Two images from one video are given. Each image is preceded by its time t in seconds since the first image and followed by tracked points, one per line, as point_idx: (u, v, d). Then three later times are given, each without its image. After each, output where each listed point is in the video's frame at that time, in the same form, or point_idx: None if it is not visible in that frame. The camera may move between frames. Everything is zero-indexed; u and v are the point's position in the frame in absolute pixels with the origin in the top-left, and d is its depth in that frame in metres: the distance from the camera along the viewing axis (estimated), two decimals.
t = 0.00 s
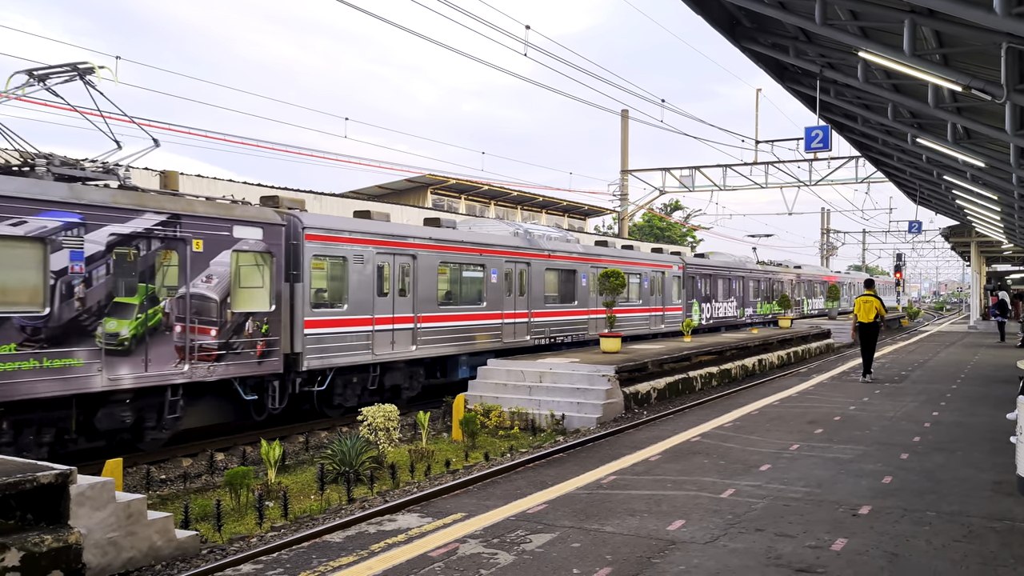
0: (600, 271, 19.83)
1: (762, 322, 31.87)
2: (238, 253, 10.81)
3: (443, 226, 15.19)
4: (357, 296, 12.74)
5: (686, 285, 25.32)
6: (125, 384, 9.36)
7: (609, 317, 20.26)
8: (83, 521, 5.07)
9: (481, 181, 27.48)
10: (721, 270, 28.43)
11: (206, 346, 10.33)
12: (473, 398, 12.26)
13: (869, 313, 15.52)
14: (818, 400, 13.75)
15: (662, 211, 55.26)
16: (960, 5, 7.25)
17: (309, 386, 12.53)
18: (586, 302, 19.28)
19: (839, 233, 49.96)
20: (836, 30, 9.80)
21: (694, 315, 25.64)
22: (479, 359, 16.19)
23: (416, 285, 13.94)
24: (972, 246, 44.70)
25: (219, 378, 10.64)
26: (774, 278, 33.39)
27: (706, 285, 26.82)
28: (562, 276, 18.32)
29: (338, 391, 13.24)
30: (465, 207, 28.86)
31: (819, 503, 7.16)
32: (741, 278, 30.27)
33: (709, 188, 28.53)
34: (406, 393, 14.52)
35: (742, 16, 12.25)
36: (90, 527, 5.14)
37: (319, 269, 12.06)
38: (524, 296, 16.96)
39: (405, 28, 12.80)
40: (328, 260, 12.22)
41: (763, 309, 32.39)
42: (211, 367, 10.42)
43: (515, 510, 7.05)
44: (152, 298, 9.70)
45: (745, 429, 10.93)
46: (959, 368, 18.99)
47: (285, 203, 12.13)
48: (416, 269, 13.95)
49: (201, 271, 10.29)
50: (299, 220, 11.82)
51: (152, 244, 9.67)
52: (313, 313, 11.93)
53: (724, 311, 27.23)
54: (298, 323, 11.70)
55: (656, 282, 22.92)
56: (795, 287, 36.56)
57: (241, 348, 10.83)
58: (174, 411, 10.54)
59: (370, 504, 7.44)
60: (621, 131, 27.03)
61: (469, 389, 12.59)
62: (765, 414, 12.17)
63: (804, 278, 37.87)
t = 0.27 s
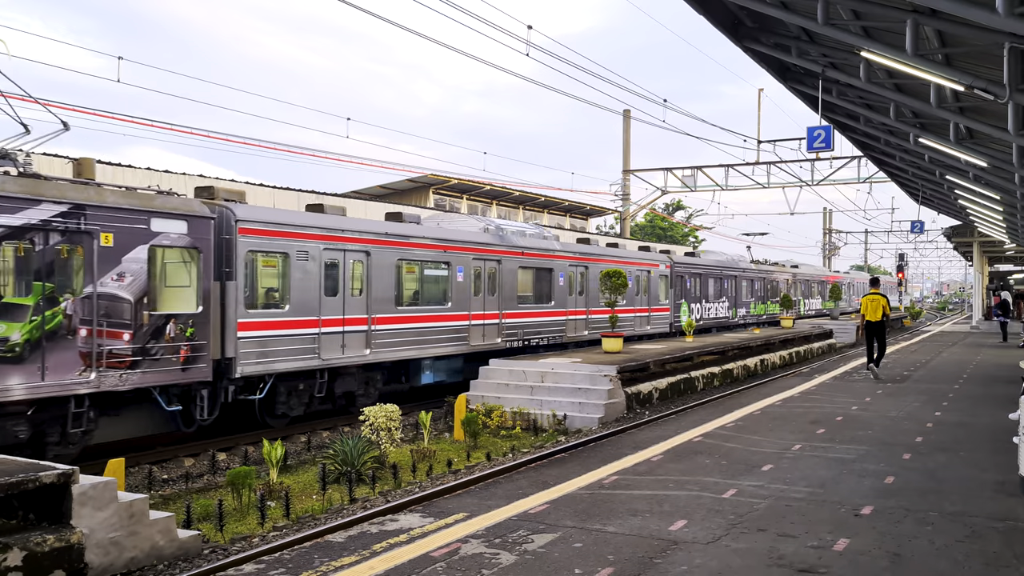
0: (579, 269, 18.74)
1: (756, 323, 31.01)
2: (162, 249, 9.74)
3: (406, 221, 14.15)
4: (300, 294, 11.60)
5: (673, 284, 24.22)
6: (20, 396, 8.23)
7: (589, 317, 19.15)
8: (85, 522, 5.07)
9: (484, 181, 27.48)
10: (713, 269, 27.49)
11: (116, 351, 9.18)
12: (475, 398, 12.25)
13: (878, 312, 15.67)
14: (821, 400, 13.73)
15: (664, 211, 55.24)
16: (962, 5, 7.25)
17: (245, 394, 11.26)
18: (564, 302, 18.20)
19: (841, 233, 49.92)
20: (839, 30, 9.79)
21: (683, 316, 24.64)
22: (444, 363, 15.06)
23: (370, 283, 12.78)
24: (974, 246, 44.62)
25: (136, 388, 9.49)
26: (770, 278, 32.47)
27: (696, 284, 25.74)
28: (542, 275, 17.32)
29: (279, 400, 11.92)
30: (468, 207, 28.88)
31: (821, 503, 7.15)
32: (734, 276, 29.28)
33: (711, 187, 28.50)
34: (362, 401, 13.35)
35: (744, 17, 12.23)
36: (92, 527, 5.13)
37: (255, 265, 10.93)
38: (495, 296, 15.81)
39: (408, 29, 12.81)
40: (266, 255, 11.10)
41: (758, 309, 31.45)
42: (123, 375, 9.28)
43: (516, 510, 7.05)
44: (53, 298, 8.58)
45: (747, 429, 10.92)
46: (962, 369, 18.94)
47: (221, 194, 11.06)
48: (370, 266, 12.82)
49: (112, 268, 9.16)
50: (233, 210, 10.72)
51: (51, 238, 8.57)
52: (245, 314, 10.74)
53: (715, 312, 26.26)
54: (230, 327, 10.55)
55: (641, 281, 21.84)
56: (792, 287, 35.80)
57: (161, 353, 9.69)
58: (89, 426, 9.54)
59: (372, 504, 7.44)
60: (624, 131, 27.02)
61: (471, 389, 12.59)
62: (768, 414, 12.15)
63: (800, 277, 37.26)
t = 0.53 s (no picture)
0: (555, 268, 17.77)
1: (749, 324, 30.27)
2: (70, 243, 8.92)
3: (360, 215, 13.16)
4: (235, 295, 10.64)
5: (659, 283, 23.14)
6: None
7: (566, 319, 18.12)
8: (87, 522, 5.07)
9: (485, 181, 27.48)
10: (704, 269, 26.55)
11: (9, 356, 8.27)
12: (476, 398, 12.26)
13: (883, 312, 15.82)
14: (823, 400, 13.72)
15: (666, 211, 55.25)
16: (964, 6, 7.25)
17: (170, 404, 10.36)
18: (539, 304, 17.21)
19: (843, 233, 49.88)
20: (841, 31, 9.80)
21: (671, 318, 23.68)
22: (404, 369, 14.06)
23: (316, 282, 11.80)
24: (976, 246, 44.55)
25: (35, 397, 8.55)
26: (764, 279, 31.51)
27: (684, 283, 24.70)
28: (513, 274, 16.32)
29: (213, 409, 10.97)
30: (469, 208, 28.88)
31: (823, 504, 7.16)
32: (725, 276, 28.25)
33: (712, 188, 28.49)
34: (309, 409, 12.44)
35: (746, 17, 12.23)
36: (95, 527, 5.12)
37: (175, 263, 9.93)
38: (460, 296, 14.83)
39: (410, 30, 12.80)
40: (192, 252, 10.10)
41: (751, 310, 30.49)
42: (16, 383, 8.34)
43: (517, 511, 7.06)
44: None
45: (749, 429, 10.92)
46: (964, 370, 18.90)
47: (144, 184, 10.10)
48: (317, 264, 11.84)
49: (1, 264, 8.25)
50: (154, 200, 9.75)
51: None
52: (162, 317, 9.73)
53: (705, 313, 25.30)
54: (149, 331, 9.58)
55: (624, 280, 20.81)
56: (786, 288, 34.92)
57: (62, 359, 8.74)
58: None
59: (373, 504, 7.45)
60: (625, 131, 27.01)
61: (473, 389, 12.60)
62: (769, 415, 12.14)
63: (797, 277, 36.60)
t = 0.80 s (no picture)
0: (530, 267, 16.67)
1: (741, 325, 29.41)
2: None
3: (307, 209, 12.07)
4: (166, 295, 9.67)
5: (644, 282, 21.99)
6: None
7: (542, 321, 17.03)
8: (88, 521, 5.07)
9: (486, 181, 27.50)
10: (694, 267, 25.46)
11: None
12: (477, 398, 12.26)
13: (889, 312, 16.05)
14: (823, 401, 13.72)
15: (667, 211, 55.22)
16: (965, 6, 7.25)
17: (78, 415, 9.40)
18: (512, 305, 16.09)
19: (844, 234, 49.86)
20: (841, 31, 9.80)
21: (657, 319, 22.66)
22: (356, 375, 12.88)
23: (253, 281, 10.73)
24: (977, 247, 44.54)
25: None
26: (757, 278, 30.46)
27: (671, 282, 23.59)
28: (484, 273, 15.26)
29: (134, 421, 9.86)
30: (470, 208, 28.90)
31: (823, 504, 7.16)
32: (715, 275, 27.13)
33: (713, 188, 28.48)
34: (248, 419, 11.28)
35: (746, 17, 12.23)
36: (96, 526, 5.12)
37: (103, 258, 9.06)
38: (422, 297, 13.72)
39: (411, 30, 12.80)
40: (113, 248, 9.14)
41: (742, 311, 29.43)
42: None
43: (517, 511, 7.06)
44: None
45: (749, 429, 10.93)
46: (964, 370, 18.88)
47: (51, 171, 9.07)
48: (255, 261, 10.77)
49: None
50: (151, 198, 9.56)
51: None
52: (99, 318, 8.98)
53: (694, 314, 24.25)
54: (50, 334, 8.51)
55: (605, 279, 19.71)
56: (779, 289, 33.88)
57: None
58: None
59: (374, 504, 7.45)
60: (626, 131, 27.02)
61: (473, 389, 12.60)
62: (769, 415, 12.14)
63: (790, 278, 35.76)
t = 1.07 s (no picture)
0: (501, 266, 15.73)
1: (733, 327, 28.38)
2: None
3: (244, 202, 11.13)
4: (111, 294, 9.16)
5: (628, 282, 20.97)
6: None
7: (515, 322, 16.10)
8: (90, 521, 5.07)
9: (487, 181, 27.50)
10: (682, 267, 24.41)
11: None
12: (478, 398, 12.26)
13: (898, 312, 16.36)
14: (825, 401, 13.70)
15: (668, 211, 55.16)
16: (967, 6, 7.25)
17: None
18: (481, 305, 15.16)
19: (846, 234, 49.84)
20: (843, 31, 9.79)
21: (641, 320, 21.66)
22: (304, 381, 11.85)
23: (177, 280, 9.84)
24: (979, 247, 44.49)
25: None
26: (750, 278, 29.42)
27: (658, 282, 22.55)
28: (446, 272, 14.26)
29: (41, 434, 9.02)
30: (471, 208, 28.90)
31: (825, 504, 7.15)
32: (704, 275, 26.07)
33: (715, 188, 28.47)
34: (176, 431, 10.51)
35: (747, 16, 12.21)
36: (98, 526, 5.13)
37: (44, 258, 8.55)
38: (379, 297, 12.80)
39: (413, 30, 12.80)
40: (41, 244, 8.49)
41: (732, 312, 28.36)
42: None
43: (518, 511, 7.06)
44: None
45: (751, 429, 10.92)
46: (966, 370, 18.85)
47: None
48: (182, 258, 9.90)
49: None
50: (147, 198, 9.55)
51: None
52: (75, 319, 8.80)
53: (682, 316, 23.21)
54: None
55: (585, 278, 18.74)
56: (772, 290, 32.85)
57: None
58: None
59: (376, 504, 7.45)
60: (627, 132, 27.00)
61: (475, 388, 12.60)
62: (771, 415, 12.12)
63: (784, 278, 34.81)
